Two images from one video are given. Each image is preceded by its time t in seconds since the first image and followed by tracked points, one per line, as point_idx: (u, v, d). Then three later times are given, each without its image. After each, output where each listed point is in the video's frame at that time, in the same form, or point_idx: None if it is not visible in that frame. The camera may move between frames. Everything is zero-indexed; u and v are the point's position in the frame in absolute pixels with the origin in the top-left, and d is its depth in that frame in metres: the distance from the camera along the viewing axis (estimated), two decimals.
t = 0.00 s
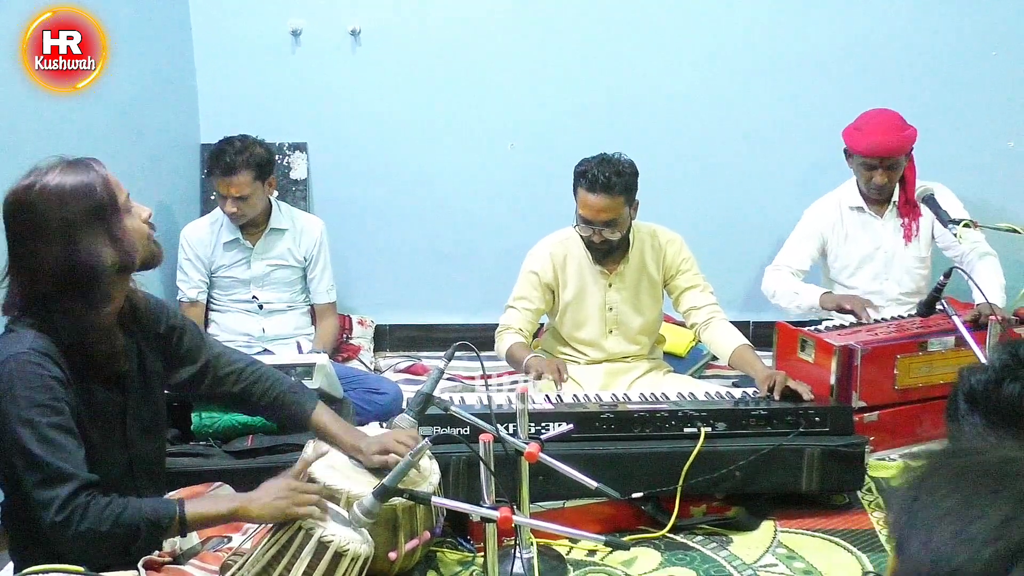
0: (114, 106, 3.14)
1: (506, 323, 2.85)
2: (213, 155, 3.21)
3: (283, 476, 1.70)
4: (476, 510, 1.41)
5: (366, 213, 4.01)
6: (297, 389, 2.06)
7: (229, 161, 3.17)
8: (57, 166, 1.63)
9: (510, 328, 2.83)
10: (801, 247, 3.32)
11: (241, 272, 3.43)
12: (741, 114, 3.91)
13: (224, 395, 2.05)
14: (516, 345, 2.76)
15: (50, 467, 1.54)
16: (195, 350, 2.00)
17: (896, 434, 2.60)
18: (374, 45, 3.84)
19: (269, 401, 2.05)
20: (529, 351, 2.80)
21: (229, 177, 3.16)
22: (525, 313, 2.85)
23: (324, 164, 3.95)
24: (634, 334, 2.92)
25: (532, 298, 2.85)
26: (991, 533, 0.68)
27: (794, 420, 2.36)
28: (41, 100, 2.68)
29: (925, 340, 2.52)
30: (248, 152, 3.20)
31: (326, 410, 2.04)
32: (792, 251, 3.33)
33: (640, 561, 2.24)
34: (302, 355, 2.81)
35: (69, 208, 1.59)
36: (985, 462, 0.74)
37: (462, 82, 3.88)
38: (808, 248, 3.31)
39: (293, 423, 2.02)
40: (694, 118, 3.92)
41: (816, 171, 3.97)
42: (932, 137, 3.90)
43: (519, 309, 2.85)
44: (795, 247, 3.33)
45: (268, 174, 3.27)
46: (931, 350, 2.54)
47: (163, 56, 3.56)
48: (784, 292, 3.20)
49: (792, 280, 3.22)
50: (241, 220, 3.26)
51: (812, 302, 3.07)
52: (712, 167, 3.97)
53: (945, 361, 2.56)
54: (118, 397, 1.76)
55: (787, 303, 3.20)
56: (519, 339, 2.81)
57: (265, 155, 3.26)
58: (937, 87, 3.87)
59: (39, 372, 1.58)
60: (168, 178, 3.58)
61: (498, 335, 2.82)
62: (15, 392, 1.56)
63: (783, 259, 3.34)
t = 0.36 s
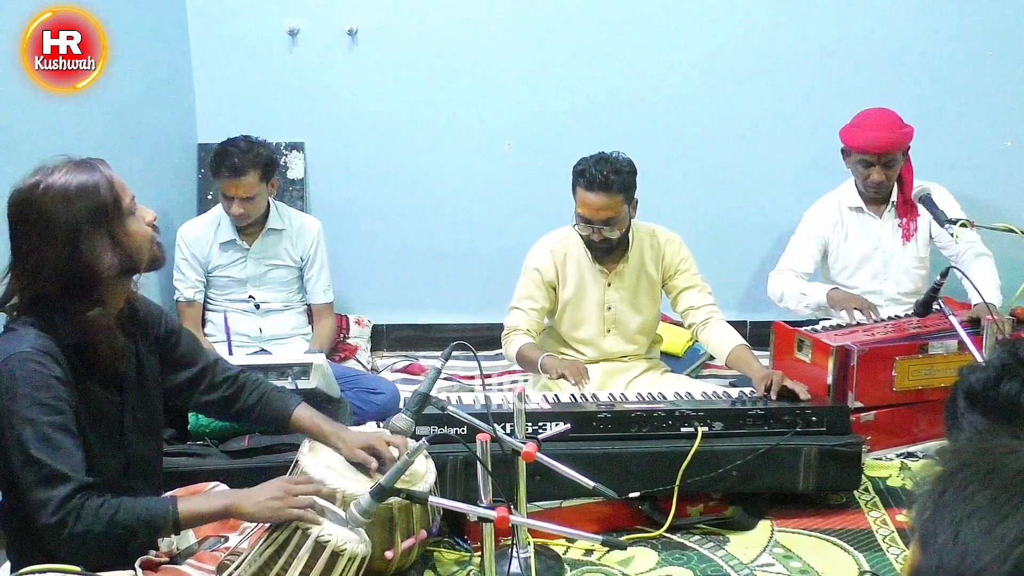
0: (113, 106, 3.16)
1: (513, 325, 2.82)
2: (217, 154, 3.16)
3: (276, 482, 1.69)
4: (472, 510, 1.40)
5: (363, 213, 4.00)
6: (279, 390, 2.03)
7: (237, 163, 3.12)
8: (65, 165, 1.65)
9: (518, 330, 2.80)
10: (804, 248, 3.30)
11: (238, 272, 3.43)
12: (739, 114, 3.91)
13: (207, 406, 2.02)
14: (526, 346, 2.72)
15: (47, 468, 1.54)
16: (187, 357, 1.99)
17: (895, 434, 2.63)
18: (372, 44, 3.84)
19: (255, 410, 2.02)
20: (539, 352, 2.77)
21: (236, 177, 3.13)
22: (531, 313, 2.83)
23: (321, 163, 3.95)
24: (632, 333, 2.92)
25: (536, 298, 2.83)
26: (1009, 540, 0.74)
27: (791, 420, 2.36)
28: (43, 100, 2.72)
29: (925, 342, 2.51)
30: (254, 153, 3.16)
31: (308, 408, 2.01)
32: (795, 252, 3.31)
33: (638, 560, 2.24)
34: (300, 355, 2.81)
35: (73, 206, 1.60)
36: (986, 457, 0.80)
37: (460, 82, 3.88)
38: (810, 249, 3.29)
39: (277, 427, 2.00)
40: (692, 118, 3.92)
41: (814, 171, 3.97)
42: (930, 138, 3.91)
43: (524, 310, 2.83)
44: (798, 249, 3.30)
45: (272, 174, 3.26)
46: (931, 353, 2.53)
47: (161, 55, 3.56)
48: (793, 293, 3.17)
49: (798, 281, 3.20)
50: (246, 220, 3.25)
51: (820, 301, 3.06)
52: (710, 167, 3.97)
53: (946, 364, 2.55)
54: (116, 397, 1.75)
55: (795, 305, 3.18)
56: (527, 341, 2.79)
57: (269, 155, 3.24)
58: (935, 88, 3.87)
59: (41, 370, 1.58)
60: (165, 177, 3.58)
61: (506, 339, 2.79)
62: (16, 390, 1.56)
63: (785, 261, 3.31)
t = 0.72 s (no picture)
0: (112, 106, 3.16)
1: (510, 323, 2.83)
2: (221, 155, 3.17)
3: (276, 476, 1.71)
4: (470, 510, 1.40)
5: (361, 212, 4.01)
6: (275, 390, 2.04)
7: (243, 163, 3.13)
8: (72, 163, 1.65)
9: (514, 328, 2.81)
10: (800, 250, 3.32)
11: (237, 271, 3.43)
12: (736, 114, 3.92)
13: (204, 401, 2.04)
14: (522, 345, 2.71)
15: (45, 468, 1.54)
16: (183, 358, 2.00)
17: (894, 434, 2.64)
18: (369, 44, 3.84)
19: (251, 410, 2.03)
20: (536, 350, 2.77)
21: (241, 176, 3.13)
22: (527, 312, 2.84)
23: (319, 163, 3.95)
24: (631, 333, 2.92)
25: (533, 297, 2.85)
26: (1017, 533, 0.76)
27: (789, 420, 2.37)
28: (43, 101, 2.73)
29: (921, 341, 2.52)
30: (258, 153, 3.17)
31: (304, 405, 2.02)
32: (792, 253, 3.32)
33: (636, 560, 2.24)
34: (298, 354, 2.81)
35: (79, 206, 1.61)
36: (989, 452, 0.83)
37: (459, 82, 3.89)
38: (807, 250, 3.31)
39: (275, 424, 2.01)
40: (690, 118, 3.92)
41: (811, 171, 3.98)
42: (927, 138, 3.92)
43: (521, 309, 2.84)
44: (795, 249, 3.32)
45: (275, 175, 3.26)
46: (927, 350, 2.55)
47: (159, 55, 3.57)
48: (788, 293, 3.20)
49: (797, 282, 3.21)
50: (251, 219, 3.25)
51: (818, 301, 3.07)
52: (708, 168, 3.97)
53: (939, 361, 2.57)
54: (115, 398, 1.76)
55: (793, 306, 3.19)
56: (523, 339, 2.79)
57: (273, 155, 3.25)
58: (931, 88, 3.89)
59: (38, 372, 1.59)
60: (164, 177, 3.58)
61: (502, 335, 2.79)
62: (14, 391, 1.56)
63: (783, 262, 3.32)
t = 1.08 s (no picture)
0: (111, 106, 3.16)
1: (517, 326, 2.80)
2: (227, 154, 3.13)
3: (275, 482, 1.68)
4: (470, 509, 1.40)
5: (359, 212, 4.01)
6: (274, 375, 2.06)
7: (249, 165, 3.10)
8: (76, 163, 1.65)
9: (523, 331, 2.78)
10: (807, 255, 3.31)
11: (234, 271, 3.42)
12: (734, 115, 3.92)
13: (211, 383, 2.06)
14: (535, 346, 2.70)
15: (43, 472, 1.54)
16: (189, 342, 2.00)
17: (891, 434, 2.65)
18: (368, 44, 3.84)
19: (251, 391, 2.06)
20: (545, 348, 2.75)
21: (246, 178, 3.13)
22: (535, 314, 2.81)
23: (317, 163, 3.95)
24: (630, 333, 2.93)
25: (538, 298, 2.83)
26: None
27: (787, 420, 2.37)
28: (43, 101, 2.74)
29: (919, 340, 2.53)
30: (265, 156, 3.15)
31: (297, 395, 2.03)
32: (801, 263, 3.31)
33: (634, 559, 2.25)
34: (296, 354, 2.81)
35: (79, 207, 1.61)
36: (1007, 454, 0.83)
37: (457, 82, 3.89)
38: (813, 254, 3.30)
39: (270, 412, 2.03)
40: (688, 119, 3.93)
41: (809, 171, 3.98)
42: (925, 137, 3.93)
43: (528, 311, 2.81)
44: (802, 254, 3.32)
45: (278, 178, 3.26)
46: (925, 349, 2.56)
47: (159, 55, 3.57)
48: (808, 306, 3.22)
49: (813, 292, 3.23)
50: (247, 220, 3.25)
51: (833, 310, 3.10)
52: (706, 168, 3.98)
53: (938, 361, 2.58)
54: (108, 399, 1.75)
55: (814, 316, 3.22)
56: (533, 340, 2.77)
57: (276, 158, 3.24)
58: (929, 88, 3.89)
59: (33, 374, 1.59)
60: (162, 178, 3.58)
61: (510, 339, 2.77)
62: (7, 393, 1.56)
63: (794, 274, 3.33)
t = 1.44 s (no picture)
0: (110, 106, 3.16)
1: (524, 321, 2.84)
2: (238, 167, 3.09)
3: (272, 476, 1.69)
4: (468, 510, 1.40)
5: (358, 211, 4.00)
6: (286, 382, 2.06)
7: (267, 177, 3.08)
8: (79, 163, 1.65)
9: (530, 326, 2.82)
10: (814, 252, 3.33)
11: (231, 271, 3.42)
12: (733, 114, 3.92)
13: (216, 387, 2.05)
14: (545, 343, 2.73)
15: (38, 468, 1.54)
16: (183, 346, 1.99)
17: (889, 434, 2.65)
18: (367, 44, 3.84)
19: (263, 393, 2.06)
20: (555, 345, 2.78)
21: (263, 188, 3.12)
22: (540, 308, 2.85)
23: (315, 163, 3.94)
24: (628, 329, 2.92)
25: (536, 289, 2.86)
26: None
27: (786, 420, 2.37)
28: (43, 100, 2.74)
29: (919, 342, 2.53)
30: (279, 165, 3.11)
31: (312, 400, 2.04)
32: (807, 256, 3.34)
33: (633, 558, 2.24)
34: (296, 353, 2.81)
35: (81, 208, 1.60)
36: None
37: (456, 81, 3.89)
38: (821, 249, 3.32)
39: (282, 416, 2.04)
40: (687, 118, 3.92)
41: (808, 171, 3.98)
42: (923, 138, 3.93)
43: (533, 305, 2.85)
44: (810, 249, 3.34)
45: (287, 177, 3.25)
46: (927, 352, 2.55)
47: (158, 54, 3.57)
48: (811, 301, 3.22)
49: (817, 287, 3.24)
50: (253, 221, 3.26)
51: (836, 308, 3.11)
52: (705, 167, 3.98)
53: (940, 363, 2.57)
54: (105, 398, 1.75)
55: (814, 311, 3.23)
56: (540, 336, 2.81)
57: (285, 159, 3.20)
58: (928, 88, 3.89)
59: (26, 373, 1.59)
60: (161, 177, 3.58)
61: (520, 334, 2.81)
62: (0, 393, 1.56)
63: (800, 266, 3.35)
